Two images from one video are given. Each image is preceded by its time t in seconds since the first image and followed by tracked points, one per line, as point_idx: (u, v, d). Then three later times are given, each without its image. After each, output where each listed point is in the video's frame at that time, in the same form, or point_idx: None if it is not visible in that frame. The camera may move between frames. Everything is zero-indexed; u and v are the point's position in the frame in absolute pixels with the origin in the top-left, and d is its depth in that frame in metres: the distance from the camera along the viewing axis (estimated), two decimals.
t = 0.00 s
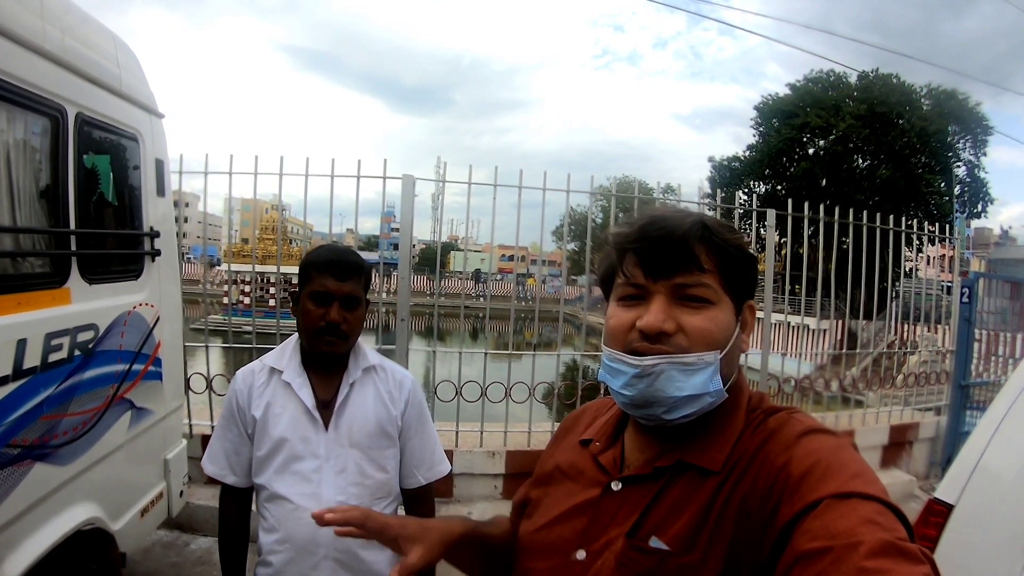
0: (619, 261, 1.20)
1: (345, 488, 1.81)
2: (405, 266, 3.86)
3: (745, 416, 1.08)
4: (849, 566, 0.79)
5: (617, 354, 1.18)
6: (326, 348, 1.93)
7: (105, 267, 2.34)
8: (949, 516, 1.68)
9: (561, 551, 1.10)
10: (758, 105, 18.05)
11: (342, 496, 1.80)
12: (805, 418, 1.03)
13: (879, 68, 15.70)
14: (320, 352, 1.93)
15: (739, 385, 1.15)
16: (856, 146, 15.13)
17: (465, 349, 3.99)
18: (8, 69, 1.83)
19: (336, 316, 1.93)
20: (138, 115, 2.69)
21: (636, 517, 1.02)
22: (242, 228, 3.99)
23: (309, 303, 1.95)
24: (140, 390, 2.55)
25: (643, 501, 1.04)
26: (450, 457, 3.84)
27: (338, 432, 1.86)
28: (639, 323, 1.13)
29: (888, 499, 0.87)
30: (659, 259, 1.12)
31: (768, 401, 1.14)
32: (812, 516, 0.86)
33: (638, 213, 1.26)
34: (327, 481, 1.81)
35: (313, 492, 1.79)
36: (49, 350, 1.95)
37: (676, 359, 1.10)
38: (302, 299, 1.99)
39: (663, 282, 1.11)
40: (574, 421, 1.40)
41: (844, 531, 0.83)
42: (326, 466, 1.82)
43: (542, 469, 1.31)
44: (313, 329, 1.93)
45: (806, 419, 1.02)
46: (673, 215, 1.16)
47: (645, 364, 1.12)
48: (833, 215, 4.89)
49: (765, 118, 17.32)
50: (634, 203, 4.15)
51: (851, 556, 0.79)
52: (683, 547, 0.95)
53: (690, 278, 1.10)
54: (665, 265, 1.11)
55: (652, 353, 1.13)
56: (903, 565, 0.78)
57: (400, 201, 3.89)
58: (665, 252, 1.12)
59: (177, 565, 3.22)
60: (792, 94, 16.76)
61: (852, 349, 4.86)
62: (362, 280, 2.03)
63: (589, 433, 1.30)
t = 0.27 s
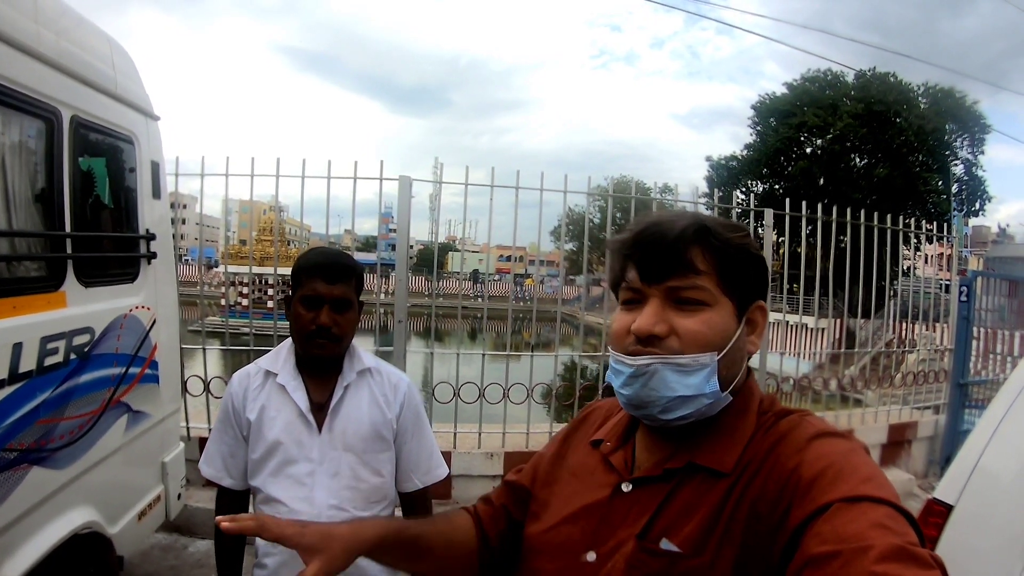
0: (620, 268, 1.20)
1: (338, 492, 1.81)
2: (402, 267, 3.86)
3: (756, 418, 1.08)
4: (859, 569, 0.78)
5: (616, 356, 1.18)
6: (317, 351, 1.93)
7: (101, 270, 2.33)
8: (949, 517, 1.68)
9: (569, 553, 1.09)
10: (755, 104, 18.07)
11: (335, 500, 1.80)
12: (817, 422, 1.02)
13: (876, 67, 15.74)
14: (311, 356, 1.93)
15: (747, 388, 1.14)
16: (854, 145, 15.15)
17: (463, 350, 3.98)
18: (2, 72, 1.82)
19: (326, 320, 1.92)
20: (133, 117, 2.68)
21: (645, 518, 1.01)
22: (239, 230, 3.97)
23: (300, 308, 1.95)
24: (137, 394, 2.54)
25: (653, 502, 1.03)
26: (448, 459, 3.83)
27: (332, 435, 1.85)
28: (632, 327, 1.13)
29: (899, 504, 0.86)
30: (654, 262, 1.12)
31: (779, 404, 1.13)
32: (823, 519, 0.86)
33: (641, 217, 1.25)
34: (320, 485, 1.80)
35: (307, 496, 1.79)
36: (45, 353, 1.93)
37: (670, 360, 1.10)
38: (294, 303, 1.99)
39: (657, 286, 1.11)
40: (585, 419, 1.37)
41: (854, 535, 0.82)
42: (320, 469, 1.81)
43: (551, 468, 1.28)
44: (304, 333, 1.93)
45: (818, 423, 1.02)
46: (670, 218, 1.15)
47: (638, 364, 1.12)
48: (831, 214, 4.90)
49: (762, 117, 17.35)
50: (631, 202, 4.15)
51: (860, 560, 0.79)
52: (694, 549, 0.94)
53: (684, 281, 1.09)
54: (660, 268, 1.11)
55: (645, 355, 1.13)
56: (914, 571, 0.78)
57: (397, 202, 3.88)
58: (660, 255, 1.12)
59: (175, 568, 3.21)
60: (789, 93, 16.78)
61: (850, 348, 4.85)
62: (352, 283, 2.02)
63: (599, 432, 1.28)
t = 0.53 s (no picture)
0: (617, 269, 1.20)
1: (332, 492, 1.81)
2: (398, 267, 3.85)
3: (754, 416, 1.08)
4: (858, 566, 0.78)
5: (615, 359, 1.18)
6: (309, 350, 1.92)
7: (97, 270, 2.32)
8: (943, 516, 1.68)
9: (569, 553, 1.09)
10: (752, 104, 18.11)
11: (329, 501, 1.80)
12: (815, 420, 1.03)
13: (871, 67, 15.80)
14: (303, 356, 1.93)
15: (746, 386, 1.14)
16: (849, 145, 15.20)
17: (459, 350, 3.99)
18: None
19: (317, 320, 1.92)
20: (129, 118, 2.67)
21: (645, 518, 1.01)
22: (235, 230, 3.97)
23: (291, 308, 1.95)
24: (133, 394, 2.53)
25: (652, 502, 1.03)
26: (444, 459, 3.82)
27: (325, 435, 1.84)
28: (633, 329, 1.14)
29: (898, 501, 0.86)
30: (652, 263, 1.12)
31: (778, 402, 1.13)
32: (822, 517, 0.86)
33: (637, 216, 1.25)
34: (314, 486, 1.80)
35: (301, 496, 1.79)
36: (40, 354, 1.92)
37: (671, 362, 1.10)
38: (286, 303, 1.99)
39: (656, 287, 1.11)
40: (583, 421, 1.37)
41: (853, 532, 0.82)
42: (313, 470, 1.81)
43: (550, 470, 1.28)
44: (296, 334, 1.93)
45: (816, 421, 1.02)
46: (667, 218, 1.15)
47: (638, 369, 1.12)
48: (826, 214, 4.91)
49: (758, 117, 17.39)
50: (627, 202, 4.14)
51: (859, 557, 0.79)
52: (693, 548, 0.94)
53: (683, 282, 1.09)
54: (658, 270, 1.11)
55: (646, 358, 1.13)
56: (912, 567, 0.78)
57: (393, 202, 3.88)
58: (658, 256, 1.12)
59: (171, 568, 3.20)
60: (785, 93, 16.83)
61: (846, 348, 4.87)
62: (344, 282, 2.01)
63: (598, 433, 1.28)
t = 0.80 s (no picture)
0: (614, 268, 1.19)
1: (328, 492, 1.81)
2: (395, 266, 3.85)
3: (749, 415, 1.08)
4: (854, 566, 0.79)
5: (615, 360, 1.17)
6: (306, 350, 1.92)
7: (94, 271, 2.32)
8: (940, 514, 1.68)
9: (564, 553, 1.09)
10: (750, 103, 18.12)
11: (325, 501, 1.80)
12: (810, 419, 1.03)
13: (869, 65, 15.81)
14: (299, 355, 1.92)
15: (742, 385, 1.14)
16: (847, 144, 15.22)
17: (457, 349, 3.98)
18: None
19: (313, 320, 1.92)
20: (125, 117, 2.66)
21: (640, 518, 1.01)
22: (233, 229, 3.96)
23: (288, 308, 1.94)
24: (130, 394, 2.53)
25: (648, 502, 1.03)
26: (442, 458, 3.82)
27: (320, 435, 1.85)
28: (633, 329, 1.13)
29: (894, 500, 0.87)
30: (651, 263, 1.12)
31: (773, 402, 1.13)
32: (818, 516, 0.86)
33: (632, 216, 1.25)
34: (310, 486, 1.80)
35: (297, 496, 1.79)
36: (37, 354, 1.92)
37: (673, 363, 1.10)
38: (282, 302, 1.99)
39: (656, 287, 1.11)
40: (579, 421, 1.37)
41: (848, 532, 0.82)
42: (309, 470, 1.81)
43: (545, 470, 1.28)
44: (292, 333, 1.92)
45: (811, 420, 1.02)
46: (664, 218, 1.15)
47: (641, 369, 1.11)
48: (824, 212, 4.92)
49: (756, 116, 17.40)
50: (624, 201, 4.13)
51: (855, 557, 0.79)
52: (689, 547, 0.95)
53: (683, 282, 1.09)
54: (658, 269, 1.11)
55: (647, 358, 1.12)
56: (908, 567, 0.78)
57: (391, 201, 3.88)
58: (657, 256, 1.12)
59: (169, 569, 3.20)
60: (783, 91, 16.84)
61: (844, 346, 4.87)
62: (341, 282, 2.01)
63: (593, 433, 1.28)
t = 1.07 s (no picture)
0: (607, 264, 1.20)
1: (328, 490, 1.82)
2: (394, 266, 3.85)
3: (742, 413, 1.08)
4: (847, 563, 0.79)
5: (606, 356, 1.18)
6: (307, 349, 1.93)
7: (94, 270, 2.32)
8: (939, 511, 1.69)
9: (557, 550, 1.10)
10: (750, 102, 18.12)
11: (325, 499, 1.80)
12: (803, 417, 1.03)
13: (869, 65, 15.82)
14: (300, 353, 1.93)
15: (733, 383, 1.15)
16: (847, 143, 15.22)
17: (457, 349, 4.00)
18: None
19: (315, 318, 1.93)
20: (125, 118, 2.67)
21: (633, 515, 1.02)
22: (233, 229, 3.97)
23: (289, 306, 1.95)
24: (130, 394, 2.54)
25: (641, 499, 1.03)
26: (442, 457, 3.83)
27: (321, 434, 1.85)
28: (622, 323, 1.14)
29: (887, 497, 0.87)
30: (642, 259, 1.12)
31: (766, 400, 1.13)
32: (811, 513, 0.87)
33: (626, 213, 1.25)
34: (310, 484, 1.81)
35: (297, 495, 1.79)
36: (38, 354, 1.93)
37: (661, 360, 1.11)
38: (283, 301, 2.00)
39: (645, 283, 1.11)
40: (572, 418, 1.38)
41: (841, 529, 0.83)
42: (309, 468, 1.82)
43: (538, 468, 1.29)
44: (293, 331, 1.93)
45: (804, 418, 1.03)
46: (657, 215, 1.16)
47: (630, 366, 1.12)
48: (823, 211, 4.93)
49: (756, 115, 17.40)
50: (623, 200, 4.14)
51: (848, 553, 0.80)
52: (681, 544, 0.95)
53: (672, 278, 1.10)
54: (648, 265, 1.11)
55: (636, 354, 1.13)
56: (901, 563, 0.79)
57: (391, 201, 3.89)
58: (647, 252, 1.12)
59: (169, 568, 3.20)
60: (783, 90, 16.84)
61: (844, 345, 4.87)
62: (341, 280, 2.02)
63: (587, 430, 1.28)
